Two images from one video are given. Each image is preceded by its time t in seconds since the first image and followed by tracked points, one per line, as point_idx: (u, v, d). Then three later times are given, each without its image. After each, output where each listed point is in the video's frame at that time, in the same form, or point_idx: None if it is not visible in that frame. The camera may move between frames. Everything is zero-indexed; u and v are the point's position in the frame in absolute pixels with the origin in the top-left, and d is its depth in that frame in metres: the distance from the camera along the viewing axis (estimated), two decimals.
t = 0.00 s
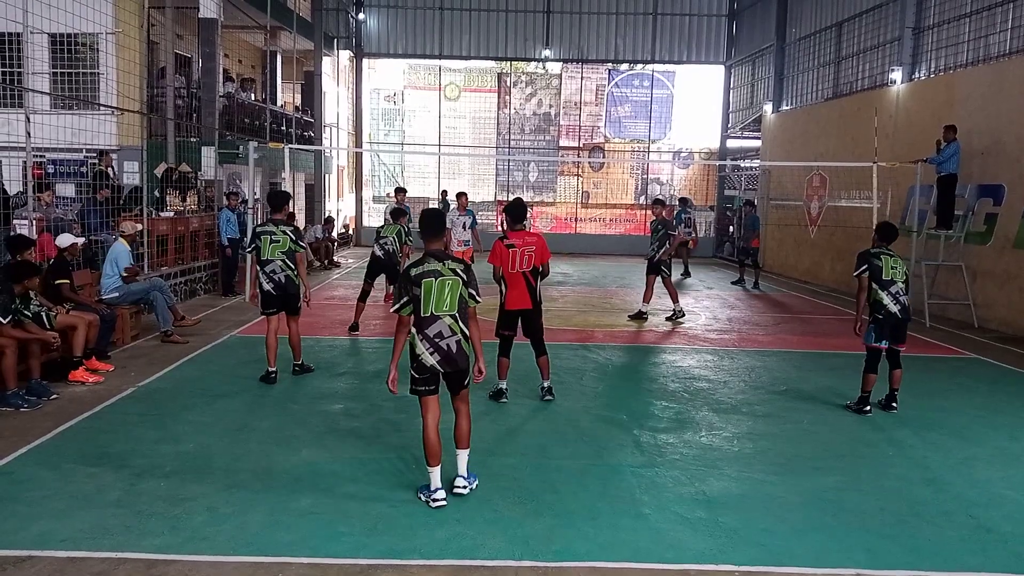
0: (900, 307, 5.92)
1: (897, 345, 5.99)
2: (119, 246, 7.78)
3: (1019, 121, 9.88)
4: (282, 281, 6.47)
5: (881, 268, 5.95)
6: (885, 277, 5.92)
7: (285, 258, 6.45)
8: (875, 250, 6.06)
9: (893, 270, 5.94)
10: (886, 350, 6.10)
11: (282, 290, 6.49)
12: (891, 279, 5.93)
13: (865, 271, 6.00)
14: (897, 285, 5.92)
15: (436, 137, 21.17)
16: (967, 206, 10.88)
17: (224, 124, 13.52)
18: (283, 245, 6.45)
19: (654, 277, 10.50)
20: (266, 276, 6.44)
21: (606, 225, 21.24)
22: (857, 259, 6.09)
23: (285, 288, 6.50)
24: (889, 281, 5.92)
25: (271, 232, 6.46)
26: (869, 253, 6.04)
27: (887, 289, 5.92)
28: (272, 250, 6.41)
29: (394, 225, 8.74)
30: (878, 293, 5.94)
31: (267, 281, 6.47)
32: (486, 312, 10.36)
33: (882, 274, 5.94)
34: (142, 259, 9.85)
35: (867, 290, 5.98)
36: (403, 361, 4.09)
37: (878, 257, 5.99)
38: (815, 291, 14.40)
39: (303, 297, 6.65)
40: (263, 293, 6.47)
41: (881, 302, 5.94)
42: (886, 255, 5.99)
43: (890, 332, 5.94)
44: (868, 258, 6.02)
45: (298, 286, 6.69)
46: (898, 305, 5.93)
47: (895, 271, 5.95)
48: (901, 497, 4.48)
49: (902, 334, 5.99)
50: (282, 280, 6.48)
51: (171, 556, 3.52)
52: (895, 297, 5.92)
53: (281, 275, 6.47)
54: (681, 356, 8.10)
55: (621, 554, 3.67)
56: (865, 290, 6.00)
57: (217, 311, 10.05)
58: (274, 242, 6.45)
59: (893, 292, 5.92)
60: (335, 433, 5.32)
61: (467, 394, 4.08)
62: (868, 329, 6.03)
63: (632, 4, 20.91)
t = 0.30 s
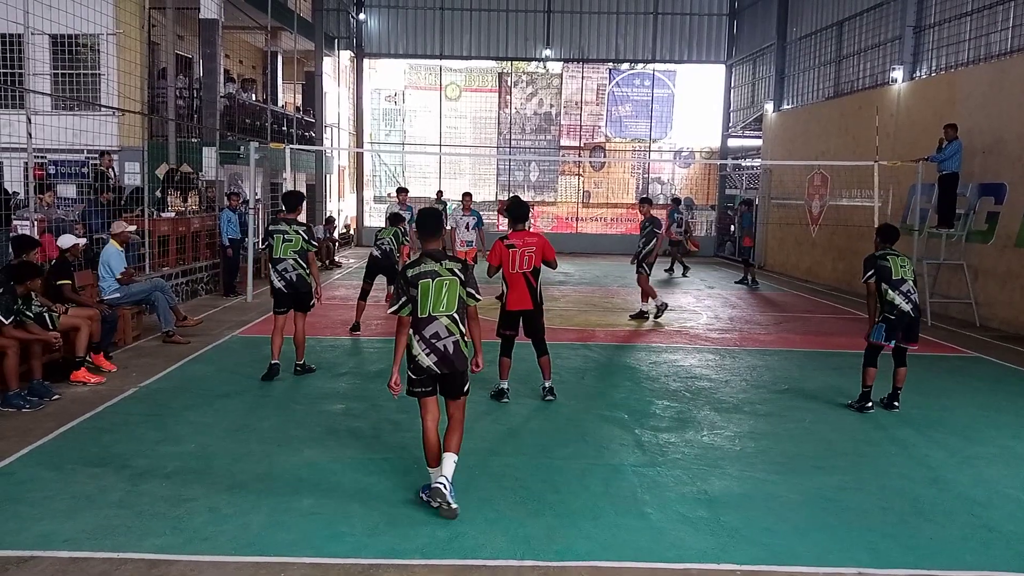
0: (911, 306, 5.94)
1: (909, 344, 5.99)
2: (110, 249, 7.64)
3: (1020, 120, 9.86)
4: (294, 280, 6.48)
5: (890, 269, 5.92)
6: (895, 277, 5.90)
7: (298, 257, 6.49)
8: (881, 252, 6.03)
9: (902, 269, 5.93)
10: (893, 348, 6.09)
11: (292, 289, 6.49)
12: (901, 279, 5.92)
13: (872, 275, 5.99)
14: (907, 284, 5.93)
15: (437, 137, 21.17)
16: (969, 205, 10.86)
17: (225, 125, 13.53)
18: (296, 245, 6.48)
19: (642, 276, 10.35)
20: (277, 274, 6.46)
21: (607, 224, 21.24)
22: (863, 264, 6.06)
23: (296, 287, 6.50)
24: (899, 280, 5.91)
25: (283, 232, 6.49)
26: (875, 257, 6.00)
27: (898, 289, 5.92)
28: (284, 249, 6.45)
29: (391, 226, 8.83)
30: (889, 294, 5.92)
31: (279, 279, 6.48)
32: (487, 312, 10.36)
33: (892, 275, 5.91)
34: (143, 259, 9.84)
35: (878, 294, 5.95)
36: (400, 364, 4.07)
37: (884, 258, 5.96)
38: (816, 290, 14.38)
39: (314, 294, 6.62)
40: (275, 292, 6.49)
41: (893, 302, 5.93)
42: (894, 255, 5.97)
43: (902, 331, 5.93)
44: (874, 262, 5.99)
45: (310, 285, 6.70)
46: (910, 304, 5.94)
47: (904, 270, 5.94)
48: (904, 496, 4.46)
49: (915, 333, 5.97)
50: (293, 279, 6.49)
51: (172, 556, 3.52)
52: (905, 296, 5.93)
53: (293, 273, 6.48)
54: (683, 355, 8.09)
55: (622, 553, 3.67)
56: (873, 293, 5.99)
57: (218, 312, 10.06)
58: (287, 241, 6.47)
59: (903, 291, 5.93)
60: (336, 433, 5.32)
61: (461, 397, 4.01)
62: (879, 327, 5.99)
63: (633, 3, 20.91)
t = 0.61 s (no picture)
0: (919, 306, 5.94)
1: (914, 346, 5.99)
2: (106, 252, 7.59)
3: None
4: (304, 279, 6.50)
5: (897, 269, 5.92)
6: (902, 278, 5.89)
7: (308, 256, 6.48)
8: (885, 253, 6.03)
9: (908, 269, 5.93)
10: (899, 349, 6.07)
11: (300, 288, 6.50)
12: (908, 278, 5.91)
13: (877, 277, 5.97)
14: (914, 283, 5.91)
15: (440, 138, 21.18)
16: (972, 205, 10.85)
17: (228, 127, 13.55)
18: (306, 244, 6.48)
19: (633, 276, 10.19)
20: (288, 273, 6.47)
21: (610, 225, 21.24)
22: (867, 266, 6.04)
23: (305, 286, 6.51)
24: (907, 280, 5.89)
25: (295, 231, 6.51)
26: (880, 258, 6.00)
27: (905, 289, 5.90)
28: (296, 248, 6.44)
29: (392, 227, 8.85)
30: (898, 294, 5.90)
31: (289, 278, 6.49)
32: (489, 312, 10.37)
33: (899, 275, 5.90)
34: (146, 260, 9.86)
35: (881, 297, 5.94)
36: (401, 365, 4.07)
37: (889, 259, 5.97)
38: (819, 290, 14.37)
39: (324, 294, 6.62)
40: (285, 289, 6.50)
41: (902, 303, 5.91)
42: (899, 255, 5.97)
43: (910, 331, 5.93)
44: (879, 264, 5.98)
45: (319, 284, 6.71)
46: (918, 303, 5.93)
47: (910, 269, 5.95)
48: (907, 497, 4.46)
49: (921, 334, 5.97)
50: (303, 277, 6.51)
51: (176, 557, 3.52)
52: (912, 296, 5.91)
53: (303, 272, 6.50)
54: (685, 355, 8.08)
55: (624, 553, 3.67)
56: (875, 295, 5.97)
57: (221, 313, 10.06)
58: (298, 240, 6.49)
59: (911, 290, 5.91)
60: (339, 434, 5.32)
61: (456, 403, 3.96)
62: (885, 327, 5.97)
63: (635, 4, 20.92)
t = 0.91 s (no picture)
0: (922, 304, 5.92)
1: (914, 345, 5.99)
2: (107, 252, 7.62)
3: None
4: (300, 277, 6.49)
5: (898, 268, 5.91)
6: (905, 277, 5.88)
7: (305, 255, 6.49)
8: (886, 252, 6.01)
9: (911, 268, 5.91)
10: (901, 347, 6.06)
11: (297, 286, 6.50)
12: (910, 277, 5.89)
13: (881, 278, 5.97)
14: (916, 282, 5.90)
15: (441, 137, 21.17)
16: (973, 204, 10.83)
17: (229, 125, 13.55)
18: (303, 243, 6.49)
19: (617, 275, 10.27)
20: (285, 271, 6.48)
21: (611, 224, 21.22)
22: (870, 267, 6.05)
23: (301, 284, 6.50)
24: (909, 279, 5.88)
25: (293, 229, 6.52)
26: (882, 258, 5.98)
27: (907, 288, 5.88)
28: (292, 247, 6.46)
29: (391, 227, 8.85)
30: (900, 294, 5.89)
31: (287, 276, 6.50)
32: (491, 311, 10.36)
33: (901, 275, 5.89)
34: (148, 258, 9.87)
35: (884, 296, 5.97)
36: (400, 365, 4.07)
37: (892, 259, 5.94)
38: (820, 289, 14.35)
39: (321, 292, 6.60)
40: (284, 287, 6.51)
41: (904, 302, 5.90)
42: (901, 255, 5.95)
43: (911, 330, 5.92)
44: (882, 265, 5.97)
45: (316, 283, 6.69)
46: (920, 302, 5.91)
47: (913, 267, 5.93)
48: (909, 496, 4.46)
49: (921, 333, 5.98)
50: (300, 275, 6.50)
51: (177, 555, 3.53)
52: (914, 294, 5.90)
53: (300, 271, 6.49)
54: (687, 354, 8.08)
55: (626, 552, 3.67)
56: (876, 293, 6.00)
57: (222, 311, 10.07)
58: (295, 238, 6.49)
59: (913, 289, 5.89)
60: (340, 432, 5.33)
61: (453, 403, 3.94)
62: (887, 326, 5.97)
63: (636, 2, 20.90)
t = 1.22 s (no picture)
0: (915, 306, 5.90)
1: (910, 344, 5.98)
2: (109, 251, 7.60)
3: None
4: (278, 277, 6.48)
5: (894, 269, 5.91)
6: (899, 277, 5.88)
7: (286, 255, 6.51)
8: (884, 251, 6.02)
9: (906, 268, 5.89)
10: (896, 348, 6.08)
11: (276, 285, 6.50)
12: (905, 278, 5.89)
13: (877, 276, 5.98)
14: (910, 283, 5.90)
15: (441, 136, 21.16)
16: (973, 205, 10.83)
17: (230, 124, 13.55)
18: (286, 243, 6.53)
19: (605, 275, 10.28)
20: (265, 270, 6.49)
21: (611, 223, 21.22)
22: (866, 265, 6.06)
23: (280, 284, 6.50)
24: (904, 280, 5.88)
25: (276, 229, 6.56)
26: (878, 257, 5.99)
27: (901, 289, 5.89)
28: (274, 246, 6.49)
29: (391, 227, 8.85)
30: (893, 295, 5.89)
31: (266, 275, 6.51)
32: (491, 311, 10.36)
33: (896, 275, 5.89)
34: (148, 257, 9.86)
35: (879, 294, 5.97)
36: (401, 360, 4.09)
37: (888, 259, 5.94)
38: (820, 289, 14.35)
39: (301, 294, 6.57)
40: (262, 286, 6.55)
41: (897, 302, 5.90)
42: (897, 254, 5.93)
43: (906, 330, 5.91)
44: (879, 264, 5.97)
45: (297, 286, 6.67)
46: (914, 303, 5.90)
47: (908, 268, 5.91)
48: (908, 496, 4.46)
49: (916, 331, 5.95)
50: (279, 275, 6.49)
51: (177, 554, 3.53)
52: (909, 295, 5.89)
53: (279, 271, 6.48)
54: (687, 354, 8.08)
55: (625, 552, 3.67)
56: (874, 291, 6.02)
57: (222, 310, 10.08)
58: (278, 239, 6.54)
59: (907, 290, 5.89)
60: (340, 432, 5.33)
61: (451, 402, 3.94)
62: (883, 328, 5.98)
63: (636, 2, 20.91)
